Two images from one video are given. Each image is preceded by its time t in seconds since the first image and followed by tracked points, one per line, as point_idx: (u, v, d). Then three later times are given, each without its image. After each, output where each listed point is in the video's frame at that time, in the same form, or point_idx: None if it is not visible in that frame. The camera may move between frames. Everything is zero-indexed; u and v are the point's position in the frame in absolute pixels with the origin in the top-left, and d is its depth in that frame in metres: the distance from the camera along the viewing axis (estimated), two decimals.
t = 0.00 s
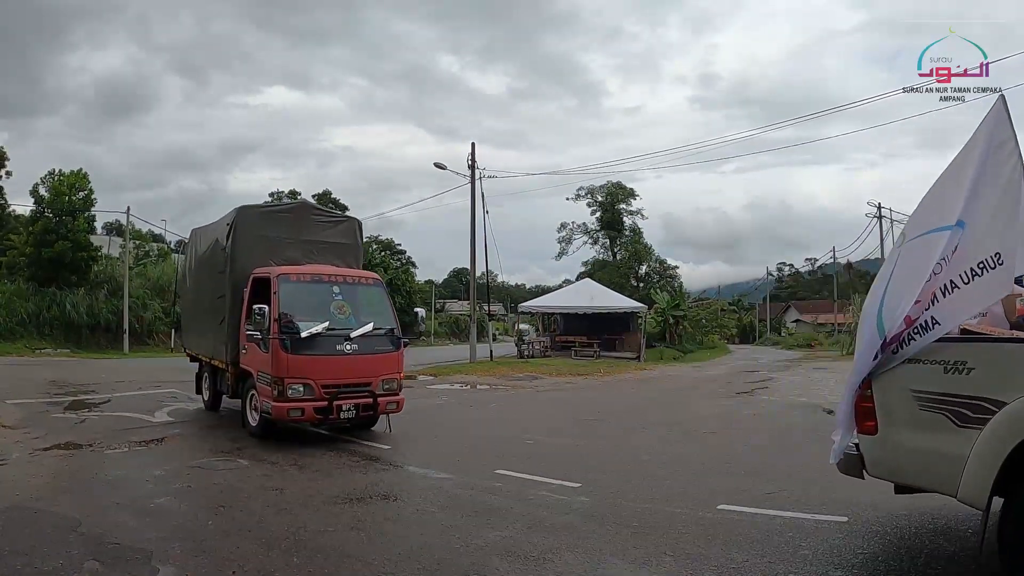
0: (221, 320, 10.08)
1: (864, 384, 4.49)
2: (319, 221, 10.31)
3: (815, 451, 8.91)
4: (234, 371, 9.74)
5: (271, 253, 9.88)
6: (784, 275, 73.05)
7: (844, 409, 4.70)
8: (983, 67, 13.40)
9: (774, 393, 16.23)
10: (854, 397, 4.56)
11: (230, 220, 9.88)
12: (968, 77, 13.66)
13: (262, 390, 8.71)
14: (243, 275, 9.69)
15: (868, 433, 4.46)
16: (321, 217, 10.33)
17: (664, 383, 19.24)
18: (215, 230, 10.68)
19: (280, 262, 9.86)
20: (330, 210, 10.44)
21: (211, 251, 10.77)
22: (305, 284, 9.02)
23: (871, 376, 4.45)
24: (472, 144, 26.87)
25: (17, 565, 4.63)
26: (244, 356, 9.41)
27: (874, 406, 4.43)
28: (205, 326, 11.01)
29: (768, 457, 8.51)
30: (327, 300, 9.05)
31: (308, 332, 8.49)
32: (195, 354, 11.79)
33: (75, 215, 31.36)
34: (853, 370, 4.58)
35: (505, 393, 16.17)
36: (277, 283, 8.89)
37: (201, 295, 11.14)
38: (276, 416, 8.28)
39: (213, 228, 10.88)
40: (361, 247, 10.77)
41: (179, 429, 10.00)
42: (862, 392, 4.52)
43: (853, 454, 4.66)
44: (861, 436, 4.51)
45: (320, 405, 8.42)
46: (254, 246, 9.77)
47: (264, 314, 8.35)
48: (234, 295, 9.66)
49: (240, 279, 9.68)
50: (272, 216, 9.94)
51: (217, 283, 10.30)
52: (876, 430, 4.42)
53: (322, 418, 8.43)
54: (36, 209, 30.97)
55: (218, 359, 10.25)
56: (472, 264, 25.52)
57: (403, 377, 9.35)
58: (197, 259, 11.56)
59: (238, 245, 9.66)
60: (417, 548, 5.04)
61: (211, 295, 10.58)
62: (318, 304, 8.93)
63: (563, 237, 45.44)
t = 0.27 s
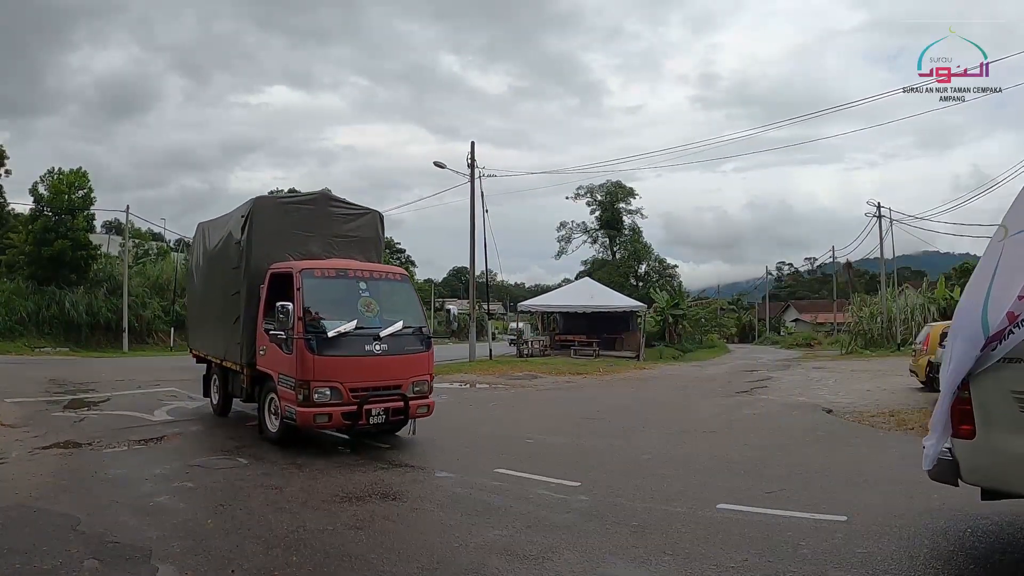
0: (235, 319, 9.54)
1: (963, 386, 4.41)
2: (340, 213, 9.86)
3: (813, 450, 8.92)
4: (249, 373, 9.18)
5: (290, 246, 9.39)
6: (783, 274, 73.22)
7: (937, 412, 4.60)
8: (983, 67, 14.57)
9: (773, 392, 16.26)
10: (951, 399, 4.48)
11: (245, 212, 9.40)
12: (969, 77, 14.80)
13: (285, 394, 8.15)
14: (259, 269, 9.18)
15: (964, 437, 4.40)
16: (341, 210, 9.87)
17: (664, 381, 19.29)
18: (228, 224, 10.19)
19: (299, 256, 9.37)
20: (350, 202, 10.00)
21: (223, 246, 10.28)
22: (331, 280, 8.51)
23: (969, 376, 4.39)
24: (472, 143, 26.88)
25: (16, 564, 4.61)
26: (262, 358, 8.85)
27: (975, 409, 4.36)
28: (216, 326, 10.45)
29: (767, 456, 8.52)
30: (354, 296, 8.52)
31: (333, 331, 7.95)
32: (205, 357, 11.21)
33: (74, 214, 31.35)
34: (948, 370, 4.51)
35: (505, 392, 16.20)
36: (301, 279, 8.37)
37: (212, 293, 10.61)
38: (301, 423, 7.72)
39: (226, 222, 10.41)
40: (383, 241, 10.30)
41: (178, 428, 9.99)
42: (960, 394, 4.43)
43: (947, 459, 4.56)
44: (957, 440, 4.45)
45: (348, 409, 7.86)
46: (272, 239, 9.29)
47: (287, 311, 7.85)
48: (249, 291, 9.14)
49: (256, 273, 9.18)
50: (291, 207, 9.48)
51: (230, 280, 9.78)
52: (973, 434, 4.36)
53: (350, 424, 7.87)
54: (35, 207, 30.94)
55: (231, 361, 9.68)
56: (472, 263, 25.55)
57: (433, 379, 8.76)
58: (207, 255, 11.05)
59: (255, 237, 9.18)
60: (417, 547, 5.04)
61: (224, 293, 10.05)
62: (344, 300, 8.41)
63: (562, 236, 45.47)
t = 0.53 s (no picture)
0: (252, 318, 8.89)
1: None
2: (363, 207, 9.20)
3: (814, 451, 8.92)
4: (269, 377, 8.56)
5: (311, 241, 8.73)
6: (783, 274, 73.25)
7: None
8: (982, 67, 14.46)
9: (773, 392, 16.27)
10: None
11: (263, 204, 8.73)
12: (968, 77, 14.74)
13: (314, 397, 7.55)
14: (279, 266, 8.52)
15: None
16: (364, 203, 9.22)
17: (663, 382, 19.31)
18: (244, 217, 9.53)
19: (321, 252, 8.71)
20: (373, 195, 9.34)
21: (238, 241, 9.64)
22: (362, 276, 7.88)
23: None
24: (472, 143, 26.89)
25: (15, 564, 4.61)
26: (285, 358, 8.23)
27: None
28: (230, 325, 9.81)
29: (766, 457, 8.53)
30: (386, 294, 7.93)
31: (366, 332, 7.35)
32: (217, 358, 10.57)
33: (74, 214, 31.36)
34: None
35: (505, 392, 16.22)
36: (330, 274, 7.72)
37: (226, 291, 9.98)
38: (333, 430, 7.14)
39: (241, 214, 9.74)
40: (407, 237, 9.66)
41: (178, 428, 9.99)
42: None
43: None
44: None
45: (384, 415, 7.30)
46: (293, 233, 8.62)
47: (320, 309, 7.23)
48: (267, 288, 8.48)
49: (276, 271, 8.52)
50: (312, 199, 8.81)
51: (247, 277, 9.13)
52: None
53: (386, 430, 7.32)
54: (35, 207, 30.95)
55: (248, 363, 9.05)
56: (471, 263, 25.57)
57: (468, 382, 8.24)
58: (220, 250, 10.39)
59: (274, 231, 8.51)
60: (416, 548, 5.03)
61: (239, 290, 9.40)
62: (376, 298, 7.80)
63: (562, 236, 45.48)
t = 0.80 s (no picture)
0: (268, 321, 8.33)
1: None
2: (384, 200, 8.70)
3: (811, 453, 8.94)
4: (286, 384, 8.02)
5: (331, 237, 8.23)
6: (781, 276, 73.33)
7: None
8: (982, 67, 14.26)
9: (770, 394, 16.29)
10: None
11: (280, 198, 8.23)
12: (967, 77, 14.52)
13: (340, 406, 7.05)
14: (297, 264, 7.98)
15: None
16: (384, 196, 8.71)
17: (661, 383, 19.34)
18: (256, 213, 9.02)
19: (341, 249, 8.19)
20: (394, 187, 8.85)
21: (249, 239, 9.12)
22: (391, 274, 7.36)
23: None
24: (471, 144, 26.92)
25: (12, 564, 4.62)
26: (305, 364, 7.70)
27: None
28: (240, 327, 9.26)
29: (764, 458, 8.54)
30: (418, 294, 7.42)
31: (399, 339, 6.83)
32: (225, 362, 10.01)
33: (72, 214, 31.36)
34: None
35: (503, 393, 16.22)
36: (358, 273, 7.20)
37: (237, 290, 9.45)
38: (363, 444, 6.62)
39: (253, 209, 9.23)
40: (431, 231, 9.21)
41: (176, 428, 9.99)
42: None
43: None
44: None
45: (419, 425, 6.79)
46: (312, 228, 8.10)
47: (349, 312, 6.67)
48: (285, 288, 7.95)
49: (294, 270, 7.98)
50: (331, 192, 8.31)
51: (262, 276, 8.59)
52: None
53: (420, 442, 6.80)
54: (33, 207, 30.94)
55: (262, 369, 8.51)
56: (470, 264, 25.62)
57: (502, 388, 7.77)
58: (229, 248, 9.88)
59: (292, 226, 7.99)
60: (413, 549, 5.04)
61: (252, 291, 8.87)
62: (409, 300, 7.27)
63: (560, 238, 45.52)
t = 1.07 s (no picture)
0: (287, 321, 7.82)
1: None
2: (410, 192, 8.25)
3: (809, 453, 8.97)
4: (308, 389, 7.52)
5: (354, 232, 7.74)
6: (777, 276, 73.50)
7: None
8: (983, 67, 14.63)
9: (766, 394, 16.34)
10: None
11: (301, 189, 7.73)
12: (968, 77, 14.84)
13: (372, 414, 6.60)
14: (320, 261, 7.49)
15: None
16: (409, 188, 8.27)
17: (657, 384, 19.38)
18: (273, 206, 8.51)
19: (366, 245, 7.72)
20: (420, 179, 8.41)
21: (264, 234, 8.61)
22: (426, 271, 6.95)
23: None
24: (467, 145, 26.98)
25: (9, 565, 4.63)
26: (330, 369, 7.20)
27: None
28: (254, 328, 8.76)
29: (761, 459, 8.57)
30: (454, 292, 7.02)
31: (439, 340, 6.39)
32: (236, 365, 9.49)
33: (67, 215, 31.31)
34: None
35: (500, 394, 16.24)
36: (392, 270, 6.76)
37: (250, 289, 8.94)
38: (402, 455, 6.18)
39: (268, 202, 8.73)
40: (455, 227, 8.75)
41: (172, 429, 9.99)
42: None
43: None
44: None
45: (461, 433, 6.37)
46: (336, 222, 7.62)
47: (387, 313, 6.13)
48: (307, 286, 7.46)
49: (317, 267, 7.48)
50: (355, 184, 7.83)
51: (279, 274, 8.07)
52: None
53: (461, 452, 6.40)
54: (28, 208, 30.87)
55: (281, 373, 8.00)
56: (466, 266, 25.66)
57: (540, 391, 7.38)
58: (240, 244, 9.37)
59: (314, 219, 7.49)
60: (410, 549, 5.06)
61: (268, 289, 8.36)
62: (443, 301, 6.84)
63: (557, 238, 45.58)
